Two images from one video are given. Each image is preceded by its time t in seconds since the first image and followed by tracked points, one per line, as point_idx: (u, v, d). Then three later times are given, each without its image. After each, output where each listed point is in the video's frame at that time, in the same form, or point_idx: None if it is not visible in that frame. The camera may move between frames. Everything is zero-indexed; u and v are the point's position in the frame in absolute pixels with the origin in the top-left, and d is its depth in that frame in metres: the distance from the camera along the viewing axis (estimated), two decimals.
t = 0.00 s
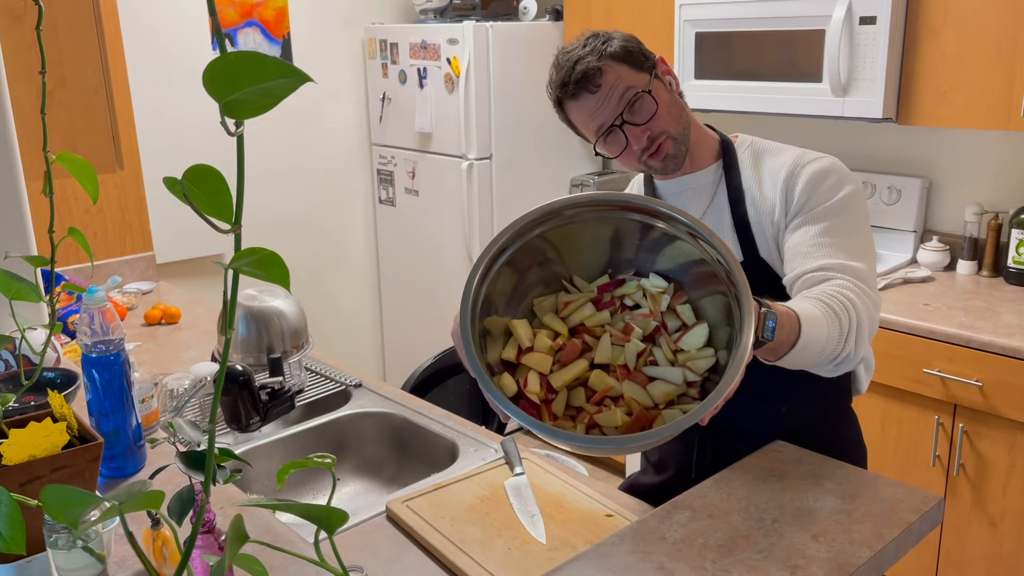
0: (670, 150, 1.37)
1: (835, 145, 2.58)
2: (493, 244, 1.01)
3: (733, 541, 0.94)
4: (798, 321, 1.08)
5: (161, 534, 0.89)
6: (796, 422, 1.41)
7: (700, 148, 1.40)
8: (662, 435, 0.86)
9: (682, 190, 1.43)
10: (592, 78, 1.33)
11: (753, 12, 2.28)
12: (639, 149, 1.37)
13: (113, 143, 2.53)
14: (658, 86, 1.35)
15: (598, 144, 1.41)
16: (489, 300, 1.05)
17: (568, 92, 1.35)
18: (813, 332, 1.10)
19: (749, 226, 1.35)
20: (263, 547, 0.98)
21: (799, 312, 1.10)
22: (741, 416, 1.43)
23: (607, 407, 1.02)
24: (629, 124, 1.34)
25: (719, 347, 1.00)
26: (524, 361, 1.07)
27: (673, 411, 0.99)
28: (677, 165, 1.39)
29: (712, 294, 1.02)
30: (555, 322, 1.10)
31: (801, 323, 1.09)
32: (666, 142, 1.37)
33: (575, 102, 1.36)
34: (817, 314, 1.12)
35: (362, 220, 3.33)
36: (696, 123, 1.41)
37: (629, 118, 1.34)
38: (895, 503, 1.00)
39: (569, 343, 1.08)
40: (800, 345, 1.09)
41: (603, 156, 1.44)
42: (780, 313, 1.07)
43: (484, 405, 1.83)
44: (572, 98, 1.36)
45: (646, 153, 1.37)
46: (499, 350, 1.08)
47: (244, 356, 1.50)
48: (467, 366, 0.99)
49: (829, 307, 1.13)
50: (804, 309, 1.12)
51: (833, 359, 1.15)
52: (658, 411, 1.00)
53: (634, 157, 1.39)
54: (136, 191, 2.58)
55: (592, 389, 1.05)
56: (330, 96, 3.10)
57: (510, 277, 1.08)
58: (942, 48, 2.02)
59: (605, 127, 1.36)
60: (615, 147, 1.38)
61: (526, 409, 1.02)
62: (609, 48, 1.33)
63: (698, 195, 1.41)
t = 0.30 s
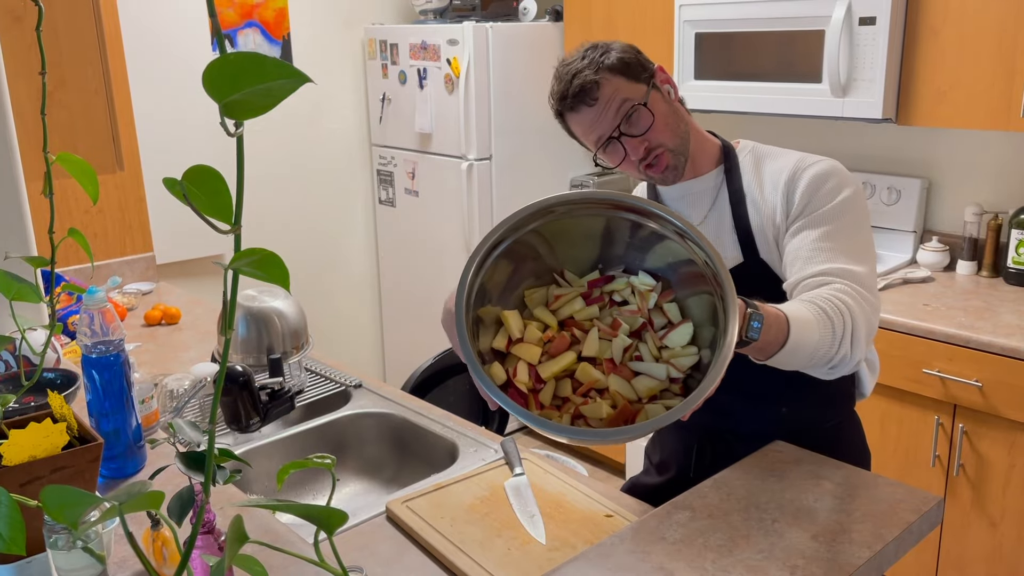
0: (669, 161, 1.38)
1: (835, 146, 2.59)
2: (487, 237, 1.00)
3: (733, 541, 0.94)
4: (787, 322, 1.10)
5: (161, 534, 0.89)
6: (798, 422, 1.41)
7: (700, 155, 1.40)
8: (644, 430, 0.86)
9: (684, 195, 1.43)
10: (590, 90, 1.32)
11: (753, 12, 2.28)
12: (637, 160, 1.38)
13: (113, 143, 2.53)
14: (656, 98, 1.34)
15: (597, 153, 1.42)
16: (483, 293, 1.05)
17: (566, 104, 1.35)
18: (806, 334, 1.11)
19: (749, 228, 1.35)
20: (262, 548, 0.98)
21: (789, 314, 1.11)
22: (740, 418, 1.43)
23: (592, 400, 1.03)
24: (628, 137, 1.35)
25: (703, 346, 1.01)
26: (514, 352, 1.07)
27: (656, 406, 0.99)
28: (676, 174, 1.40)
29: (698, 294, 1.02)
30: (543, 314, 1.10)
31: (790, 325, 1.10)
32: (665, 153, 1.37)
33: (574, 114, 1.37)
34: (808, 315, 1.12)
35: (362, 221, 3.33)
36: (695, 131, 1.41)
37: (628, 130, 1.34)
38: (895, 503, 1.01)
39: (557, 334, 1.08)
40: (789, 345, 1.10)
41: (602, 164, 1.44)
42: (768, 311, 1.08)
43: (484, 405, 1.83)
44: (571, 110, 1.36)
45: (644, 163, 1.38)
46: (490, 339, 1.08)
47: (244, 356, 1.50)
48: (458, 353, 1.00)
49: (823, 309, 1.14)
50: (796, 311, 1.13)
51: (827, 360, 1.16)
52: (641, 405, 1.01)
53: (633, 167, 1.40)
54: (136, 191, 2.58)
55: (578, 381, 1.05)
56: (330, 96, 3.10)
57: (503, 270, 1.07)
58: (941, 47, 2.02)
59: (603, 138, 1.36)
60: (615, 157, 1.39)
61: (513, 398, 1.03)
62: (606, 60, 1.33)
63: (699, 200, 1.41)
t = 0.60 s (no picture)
0: (688, 158, 1.38)
1: (836, 146, 2.58)
2: (489, 226, 0.98)
3: (733, 541, 0.94)
4: (779, 324, 1.12)
5: (161, 534, 0.89)
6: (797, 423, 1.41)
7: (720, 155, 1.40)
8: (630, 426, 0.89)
9: (696, 192, 1.43)
10: (632, 67, 1.31)
11: (753, 12, 2.28)
12: (659, 149, 1.37)
13: (113, 143, 2.53)
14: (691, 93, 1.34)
15: (621, 132, 1.41)
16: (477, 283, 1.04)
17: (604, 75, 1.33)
18: (799, 338, 1.13)
19: (759, 227, 1.35)
20: (262, 548, 0.98)
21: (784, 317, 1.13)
22: (738, 413, 1.43)
23: (581, 391, 1.04)
24: (656, 126, 1.34)
25: (686, 342, 1.03)
26: (506, 342, 1.07)
27: (641, 399, 1.02)
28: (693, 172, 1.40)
29: (684, 290, 1.03)
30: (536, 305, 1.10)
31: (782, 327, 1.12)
32: (687, 150, 1.37)
33: (609, 89, 1.35)
34: (805, 321, 1.14)
35: (362, 220, 3.33)
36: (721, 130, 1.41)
37: (658, 118, 1.34)
38: (895, 503, 1.00)
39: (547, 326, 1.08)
40: (778, 346, 1.12)
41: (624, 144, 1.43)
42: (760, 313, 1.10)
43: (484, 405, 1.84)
44: (607, 82, 1.34)
45: (664, 155, 1.38)
46: (482, 329, 1.07)
47: (244, 356, 1.50)
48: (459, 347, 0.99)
49: (823, 317, 1.15)
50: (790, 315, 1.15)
51: (827, 368, 1.17)
52: (627, 398, 1.03)
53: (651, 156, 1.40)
54: (136, 191, 2.58)
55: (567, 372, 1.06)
56: (330, 96, 3.10)
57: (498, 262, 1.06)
58: (941, 48, 2.02)
59: (631, 119, 1.36)
60: (638, 140, 1.39)
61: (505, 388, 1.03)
62: (654, 39, 1.32)
63: (712, 197, 1.41)
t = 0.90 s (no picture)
0: (729, 140, 1.31)
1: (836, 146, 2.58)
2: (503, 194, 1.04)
3: (733, 541, 0.94)
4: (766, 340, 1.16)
5: (162, 534, 0.89)
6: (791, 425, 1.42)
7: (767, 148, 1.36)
8: (624, 384, 0.91)
9: (735, 175, 1.40)
10: (740, 27, 1.20)
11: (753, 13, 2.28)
12: (707, 118, 1.30)
13: (113, 143, 2.53)
14: (774, 87, 1.25)
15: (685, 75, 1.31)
16: (482, 257, 1.07)
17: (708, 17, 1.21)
18: (788, 357, 1.16)
19: (790, 230, 1.33)
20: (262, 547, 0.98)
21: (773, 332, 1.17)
22: (734, 406, 1.43)
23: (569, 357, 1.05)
24: (723, 98, 1.26)
25: (668, 325, 1.09)
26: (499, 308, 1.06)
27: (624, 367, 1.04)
28: (725, 153, 1.34)
29: (670, 281, 1.11)
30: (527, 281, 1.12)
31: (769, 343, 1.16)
32: (734, 132, 1.30)
33: (703, 30, 1.23)
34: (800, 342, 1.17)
35: (362, 221, 3.33)
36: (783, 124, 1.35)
37: (728, 90, 1.25)
38: (894, 503, 1.01)
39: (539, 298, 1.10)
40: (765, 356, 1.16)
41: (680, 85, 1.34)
42: (750, 322, 1.15)
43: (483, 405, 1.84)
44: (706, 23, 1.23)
45: (710, 125, 1.30)
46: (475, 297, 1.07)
47: (244, 356, 1.50)
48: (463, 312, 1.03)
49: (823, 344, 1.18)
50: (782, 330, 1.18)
51: (816, 389, 1.21)
52: (610, 366, 1.04)
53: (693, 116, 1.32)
54: (136, 191, 2.58)
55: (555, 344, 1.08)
56: (330, 96, 3.10)
57: (498, 242, 1.11)
58: (941, 48, 2.02)
59: (703, 73, 1.26)
60: (695, 95, 1.30)
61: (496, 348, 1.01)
62: (776, 14, 1.21)
63: (752, 182, 1.38)
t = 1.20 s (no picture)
0: (722, 175, 1.23)
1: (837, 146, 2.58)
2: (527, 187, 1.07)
3: (733, 541, 0.94)
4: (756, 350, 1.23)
5: (162, 534, 0.89)
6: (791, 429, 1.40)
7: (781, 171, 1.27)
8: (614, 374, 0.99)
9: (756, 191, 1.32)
10: (750, 66, 1.10)
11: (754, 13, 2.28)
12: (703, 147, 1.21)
13: (113, 142, 2.53)
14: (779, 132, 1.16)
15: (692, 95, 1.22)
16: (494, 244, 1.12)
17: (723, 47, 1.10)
18: (777, 368, 1.23)
19: (805, 248, 1.29)
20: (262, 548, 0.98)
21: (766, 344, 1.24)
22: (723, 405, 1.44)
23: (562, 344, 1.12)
24: (722, 133, 1.17)
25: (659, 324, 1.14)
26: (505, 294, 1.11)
27: (608, 359, 1.11)
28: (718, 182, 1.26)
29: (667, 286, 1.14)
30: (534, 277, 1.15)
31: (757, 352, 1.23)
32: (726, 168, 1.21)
33: (714, 59, 1.13)
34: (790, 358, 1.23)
35: (362, 220, 3.33)
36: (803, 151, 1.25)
37: (729, 128, 1.16)
38: (895, 503, 1.00)
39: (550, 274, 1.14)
40: (754, 364, 1.23)
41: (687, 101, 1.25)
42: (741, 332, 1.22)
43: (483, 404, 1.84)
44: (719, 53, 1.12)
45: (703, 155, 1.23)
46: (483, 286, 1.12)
47: (245, 356, 1.50)
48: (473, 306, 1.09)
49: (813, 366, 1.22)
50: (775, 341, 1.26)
51: (811, 405, 1.24)
52: (598, 356, 1.12)
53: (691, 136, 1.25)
54: (136, 191, 2.58)
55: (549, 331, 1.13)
56: (330, 96, 3.10)
57: (512, 230, 1.14)
58: (941, 48, 2.02)
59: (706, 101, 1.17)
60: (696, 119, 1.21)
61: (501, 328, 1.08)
62: (798, 56, 1.09)
63: (773, 200, 1.31)
